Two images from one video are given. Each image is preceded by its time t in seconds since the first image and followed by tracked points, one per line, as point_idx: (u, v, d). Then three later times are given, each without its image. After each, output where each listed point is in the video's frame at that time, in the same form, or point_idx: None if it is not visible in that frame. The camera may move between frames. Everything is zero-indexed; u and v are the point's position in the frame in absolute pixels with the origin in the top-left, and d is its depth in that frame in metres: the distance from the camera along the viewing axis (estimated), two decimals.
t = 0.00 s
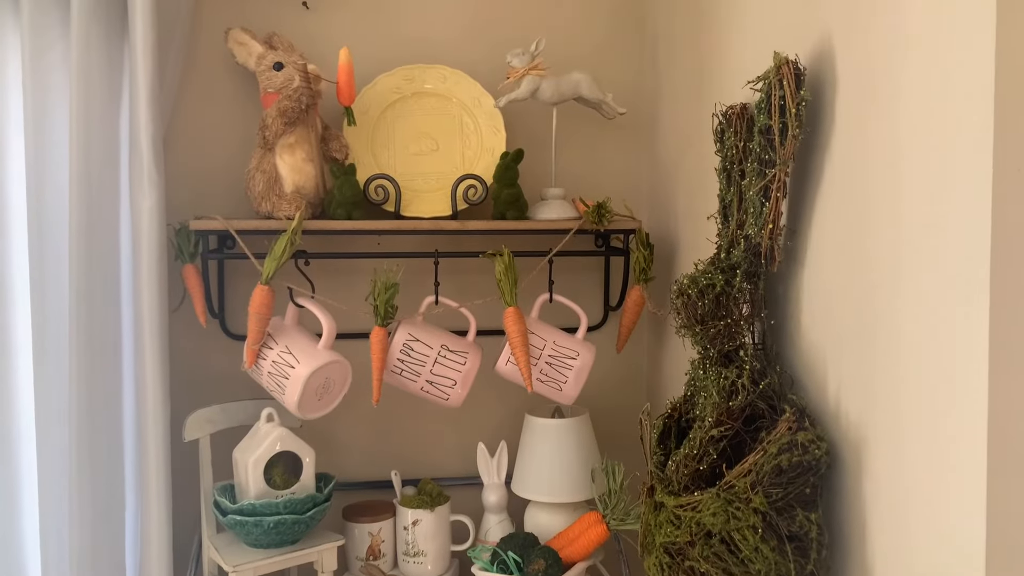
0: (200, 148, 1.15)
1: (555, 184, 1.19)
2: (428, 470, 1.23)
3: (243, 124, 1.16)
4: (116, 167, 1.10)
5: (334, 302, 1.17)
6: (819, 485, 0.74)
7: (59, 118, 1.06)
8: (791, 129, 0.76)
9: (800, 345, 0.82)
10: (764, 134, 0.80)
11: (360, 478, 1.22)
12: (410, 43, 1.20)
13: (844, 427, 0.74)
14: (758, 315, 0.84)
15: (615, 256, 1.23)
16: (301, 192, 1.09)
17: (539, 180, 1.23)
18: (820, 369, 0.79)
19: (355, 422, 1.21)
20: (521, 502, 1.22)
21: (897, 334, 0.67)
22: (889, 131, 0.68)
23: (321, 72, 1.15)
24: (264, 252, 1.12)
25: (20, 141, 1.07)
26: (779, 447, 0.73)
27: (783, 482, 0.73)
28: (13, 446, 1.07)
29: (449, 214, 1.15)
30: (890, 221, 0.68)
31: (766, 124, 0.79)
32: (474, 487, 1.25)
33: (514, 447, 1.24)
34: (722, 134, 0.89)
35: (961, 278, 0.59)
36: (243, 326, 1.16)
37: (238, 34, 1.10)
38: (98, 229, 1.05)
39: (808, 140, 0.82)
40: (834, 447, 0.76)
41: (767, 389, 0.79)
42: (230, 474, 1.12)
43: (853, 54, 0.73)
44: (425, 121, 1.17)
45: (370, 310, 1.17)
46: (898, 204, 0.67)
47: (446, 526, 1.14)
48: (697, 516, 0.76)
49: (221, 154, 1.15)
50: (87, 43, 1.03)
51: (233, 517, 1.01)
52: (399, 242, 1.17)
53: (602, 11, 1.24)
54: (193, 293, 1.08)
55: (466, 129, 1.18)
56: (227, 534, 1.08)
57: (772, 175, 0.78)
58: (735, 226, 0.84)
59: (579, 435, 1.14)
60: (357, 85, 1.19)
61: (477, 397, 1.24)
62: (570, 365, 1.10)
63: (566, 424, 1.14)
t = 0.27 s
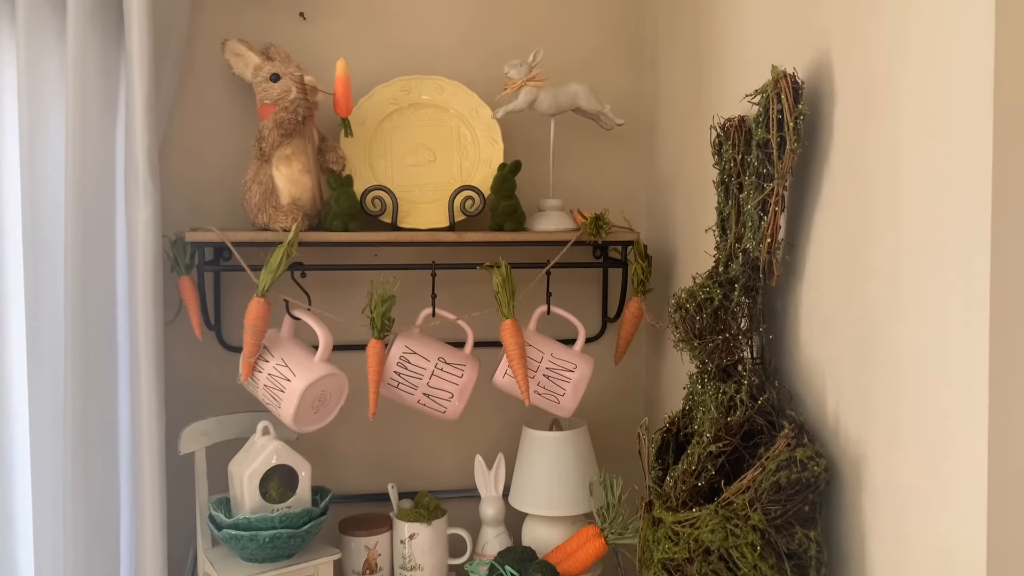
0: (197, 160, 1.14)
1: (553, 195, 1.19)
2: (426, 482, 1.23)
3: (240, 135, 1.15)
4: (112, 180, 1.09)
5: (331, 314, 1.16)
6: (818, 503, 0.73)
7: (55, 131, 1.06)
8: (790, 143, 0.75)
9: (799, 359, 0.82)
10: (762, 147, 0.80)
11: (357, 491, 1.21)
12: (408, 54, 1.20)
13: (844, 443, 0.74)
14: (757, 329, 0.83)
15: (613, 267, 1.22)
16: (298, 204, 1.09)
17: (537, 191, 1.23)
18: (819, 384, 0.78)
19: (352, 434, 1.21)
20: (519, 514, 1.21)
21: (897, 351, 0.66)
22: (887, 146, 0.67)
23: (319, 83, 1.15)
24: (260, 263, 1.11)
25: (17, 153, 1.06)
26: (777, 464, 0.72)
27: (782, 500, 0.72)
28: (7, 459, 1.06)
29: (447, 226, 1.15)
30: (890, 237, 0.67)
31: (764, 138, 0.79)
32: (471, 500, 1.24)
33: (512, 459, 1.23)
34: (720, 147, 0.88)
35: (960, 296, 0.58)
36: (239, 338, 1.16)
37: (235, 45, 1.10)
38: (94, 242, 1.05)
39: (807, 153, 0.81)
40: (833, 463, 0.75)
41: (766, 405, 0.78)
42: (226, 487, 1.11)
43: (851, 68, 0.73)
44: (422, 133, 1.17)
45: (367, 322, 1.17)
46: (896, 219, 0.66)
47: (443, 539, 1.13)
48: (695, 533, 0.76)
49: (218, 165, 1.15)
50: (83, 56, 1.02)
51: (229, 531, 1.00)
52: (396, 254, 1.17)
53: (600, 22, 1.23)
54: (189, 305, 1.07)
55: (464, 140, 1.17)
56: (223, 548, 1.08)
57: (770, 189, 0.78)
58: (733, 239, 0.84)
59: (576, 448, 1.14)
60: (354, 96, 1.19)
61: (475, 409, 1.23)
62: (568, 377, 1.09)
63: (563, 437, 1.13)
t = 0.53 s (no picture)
0: (196, 174, 1.15)
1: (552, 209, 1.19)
2: (425, 495, 1.23)
3: (239, 149, 1.15)
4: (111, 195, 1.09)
5: (330, 328, 1.16)
6: (817, 523, 0.73)
7: (54, 147, 1.06)
8: (789, 163, 0.75)
9: (798, 378, 0.82)
10: (761, 166, 0.80)
11: (356, 504, 1.21)
12: (408, 68, 1.20)
13: (843, 463, 0.74)
14: (756, 348, 0.83)
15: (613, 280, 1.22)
16: (297, 219, 1.09)
17: (536, 205, 1.23)
18: (818, 404, 0.78)
19: (351, 447, 1.20)
20: (518, 528, 1.21)
21: (896, 373, 0.66)
22: (886, 168, 0.67)
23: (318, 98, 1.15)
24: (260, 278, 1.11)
25: (16, 169, 1.06)
26: (776, 485, 0.72)
27: (781, 521, 0.72)
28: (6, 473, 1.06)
29: (446, 240, 1.15)
30: (889, 259, 0.67)
31: (763, 157, 0.79)
32: (470, 513, 1.24)
33: (511, 472, 1.23)
34: (718, 164, 0.88)
35: (959, 321, 0.58)
36: (238, 351, 1.16)
37: (234, 60, 1.10)
38: (93, 257, 1.05)
39: (806, 172, 0.81)
40: (832, 484, 0.75)
41: (765, 424, 0.78)
42: (225, 501, 1.11)
43: (850, 89, 0.73)
44: (421, 147, 1.17)
45: (366, 336, 1.17)
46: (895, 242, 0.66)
47: (442, 554, 1.13)
48: (694, 552, 0.76)
49: (217, 180, 1.15)
50: (83, 72, 1.02)
51: (227, 548, 1.00)
52: (395, 268, 1.17)
53: (600, 36, 1.24)
54: (188, 320, 1.07)
55: (463, 154, 1.18)
56: (222, 563, 1.08)
57: (769, 209, 0.78)
58: (732, 257, 0.84)
59: (576, 462, 1.14)
60: (354, 110, 1.19)
61: (474, 422, 1.23)
62: (567, 392, 1.09)
63: (563, 451, 1.13)
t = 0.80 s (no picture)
0: (191, 186, 1.14)
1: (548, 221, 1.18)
2: (420, 508, 1.22)
3: (234, 161, 1.15)
4: (105, 207, 1.09)
5: (325, 341, 1.16)
6: (814, 544, 0.73)
7: (47, 159, 1.05)
8: (785, 181, 0.75)
9: (795, 395, 0.81)
10: (757, 183, 0.79)
11: (351, 517, 1.20)
12: (403, 79, 1.20)
13: (839, 483, 0.73)
14: (752, 365, 0.82)
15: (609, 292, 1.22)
16: (292, 232, 1.08)
17: (532, 217, 1.22)
18: (815, 423, 0.78)
19: (346, 460, 1.20)
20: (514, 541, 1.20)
21: (892, 394, 0.66)
22: (882, 187, 0.67)
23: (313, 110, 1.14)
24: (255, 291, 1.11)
25: (9, 181, 1.06)
26: (772, 506, 0.72)
27: (777, 541, 0.71)
28: None
29: (442, 252, 1.14)
30: (884, 279, 0.67)
31: (759, 174, 0.79)
32: (466, 525, 1.24)
33: (507, 485, 1.23)
34: (714, 178, 0.88)
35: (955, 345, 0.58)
36: (233, 363, 1.15)
37: (229, 71, 1.10)
38: (87, 270, 1.04)
39: (802, 189, 0.81)
40: (829, 504, 0.75)
41: (761, 443, 0.78)
42: (219, 515, 1.10)
43: (846, 106, 0.72)
44: (417, 159, 1.17)
45: (361, 349, 1.16)
46: (891, 262, 0.66)
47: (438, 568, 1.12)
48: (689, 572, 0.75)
49: (212, 192, 1.15)
50: (77, 84, 1.02)
51: (221, 563, 1.00)
52: (390, 280, 1.16)
53: (596, 47, 1.23)
54: (182, 333, 1.07)
55: (459, 166, 1.17)
56: None
57: (765, 226, 0.77)
58: (728, 274, 0.83)
59: (572, 476, 1.13)
60: (349, 122, 1.19)
61: (470, 434, 1.23)
62: (563, 406, 1.09)
63: (559, 464, 1.12)
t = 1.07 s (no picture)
0: (189, 193, 1.13)
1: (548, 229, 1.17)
2: (420, 518, 1.21)
3: (232, 169, 1.14)
4: (101, 215, 1.08)
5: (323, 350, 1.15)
6: (817, 561, 0.72)
7: (43, 166, 1.04)
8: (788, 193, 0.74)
9: (798, 409, 0.80)
10: (759, 195, 0.78)
11: (350, 527, 1.20)
12: (402, 86, 1.19)
13: (843, 500, 0.72)
14: (754, 378, 0.81)
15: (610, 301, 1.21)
16: (290, 240, 1.07)
17: (532, 225, 1.21)
18: (818, 438, 0.76)
19: (344, 470, 1.19)
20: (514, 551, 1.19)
21: (897, 410, 0.65)
22: (886, 200, 0.66)
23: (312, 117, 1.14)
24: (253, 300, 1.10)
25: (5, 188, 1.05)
26: (775, 523, 0.71)
27: (780, 559, 0.70)
28: None
29: (441, 261, 1.13)
30: (887, 294, 0.66)
31: (761, 186, 0.78)
32: (466, 535, 1.23)
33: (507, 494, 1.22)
34: (716, 188, 0.86)
35: (961, 363, 0.57)
36: (231, 372, 1.15)
37: (227, 79, 1.09)
38: (83, 279, 1.03)
39: (804, 199, 0.80)
40: (832, 520, 0.74)
41: (764, 458, 0.77)
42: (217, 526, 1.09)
43: (849, 117, 0.71)
44: (416, 167, 1.16)
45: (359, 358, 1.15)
46: (896, 276, 0.65)
47: None
48: None
49: (209, 199, 1.14)
50: (73, 92, 1.01)
51: None
52: (389, 288, 1.15)
53: (597, 53, 1.22)
54: (180, 342, 1.06)
55: (459, 174, 1.16)
56: None
57: (768, 238, 0.76)
58: (730, 285, 0.82)
59: (572, 486, 1.12)
60: (347, 129, 1.18)
61: (469, 444, 1.22)
62: (563, 416, 1.08)
63: (559, 475, 1.11)
